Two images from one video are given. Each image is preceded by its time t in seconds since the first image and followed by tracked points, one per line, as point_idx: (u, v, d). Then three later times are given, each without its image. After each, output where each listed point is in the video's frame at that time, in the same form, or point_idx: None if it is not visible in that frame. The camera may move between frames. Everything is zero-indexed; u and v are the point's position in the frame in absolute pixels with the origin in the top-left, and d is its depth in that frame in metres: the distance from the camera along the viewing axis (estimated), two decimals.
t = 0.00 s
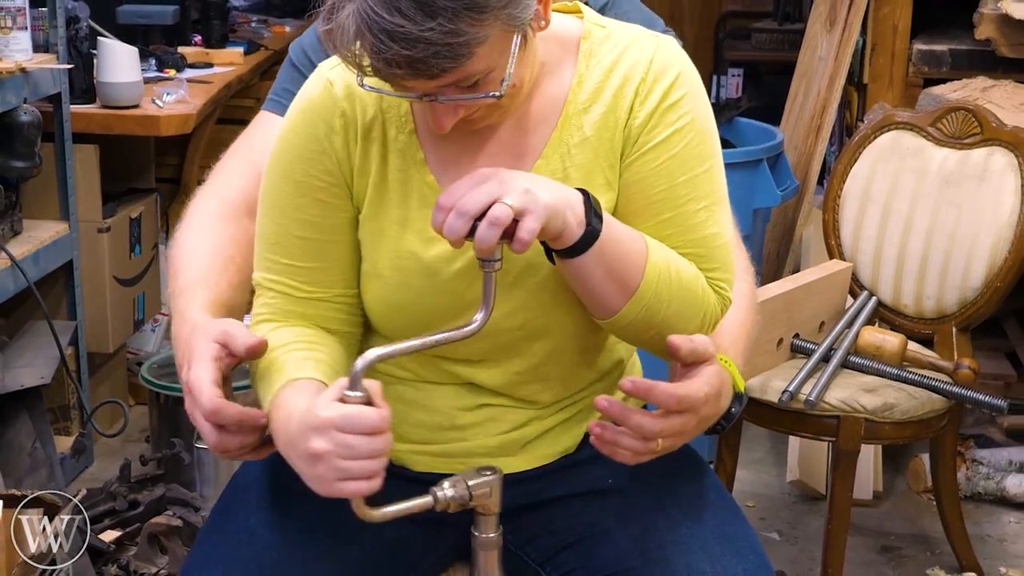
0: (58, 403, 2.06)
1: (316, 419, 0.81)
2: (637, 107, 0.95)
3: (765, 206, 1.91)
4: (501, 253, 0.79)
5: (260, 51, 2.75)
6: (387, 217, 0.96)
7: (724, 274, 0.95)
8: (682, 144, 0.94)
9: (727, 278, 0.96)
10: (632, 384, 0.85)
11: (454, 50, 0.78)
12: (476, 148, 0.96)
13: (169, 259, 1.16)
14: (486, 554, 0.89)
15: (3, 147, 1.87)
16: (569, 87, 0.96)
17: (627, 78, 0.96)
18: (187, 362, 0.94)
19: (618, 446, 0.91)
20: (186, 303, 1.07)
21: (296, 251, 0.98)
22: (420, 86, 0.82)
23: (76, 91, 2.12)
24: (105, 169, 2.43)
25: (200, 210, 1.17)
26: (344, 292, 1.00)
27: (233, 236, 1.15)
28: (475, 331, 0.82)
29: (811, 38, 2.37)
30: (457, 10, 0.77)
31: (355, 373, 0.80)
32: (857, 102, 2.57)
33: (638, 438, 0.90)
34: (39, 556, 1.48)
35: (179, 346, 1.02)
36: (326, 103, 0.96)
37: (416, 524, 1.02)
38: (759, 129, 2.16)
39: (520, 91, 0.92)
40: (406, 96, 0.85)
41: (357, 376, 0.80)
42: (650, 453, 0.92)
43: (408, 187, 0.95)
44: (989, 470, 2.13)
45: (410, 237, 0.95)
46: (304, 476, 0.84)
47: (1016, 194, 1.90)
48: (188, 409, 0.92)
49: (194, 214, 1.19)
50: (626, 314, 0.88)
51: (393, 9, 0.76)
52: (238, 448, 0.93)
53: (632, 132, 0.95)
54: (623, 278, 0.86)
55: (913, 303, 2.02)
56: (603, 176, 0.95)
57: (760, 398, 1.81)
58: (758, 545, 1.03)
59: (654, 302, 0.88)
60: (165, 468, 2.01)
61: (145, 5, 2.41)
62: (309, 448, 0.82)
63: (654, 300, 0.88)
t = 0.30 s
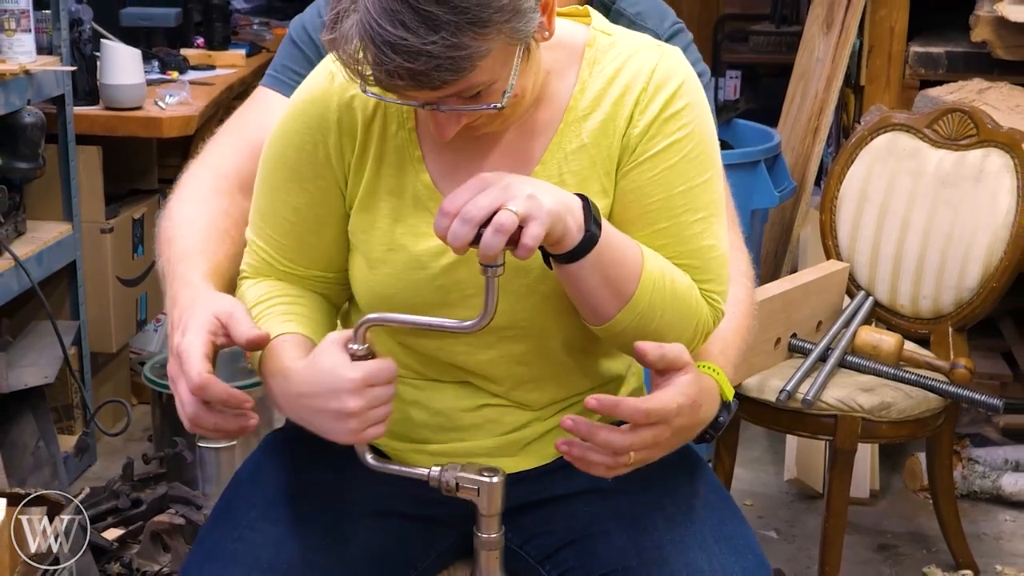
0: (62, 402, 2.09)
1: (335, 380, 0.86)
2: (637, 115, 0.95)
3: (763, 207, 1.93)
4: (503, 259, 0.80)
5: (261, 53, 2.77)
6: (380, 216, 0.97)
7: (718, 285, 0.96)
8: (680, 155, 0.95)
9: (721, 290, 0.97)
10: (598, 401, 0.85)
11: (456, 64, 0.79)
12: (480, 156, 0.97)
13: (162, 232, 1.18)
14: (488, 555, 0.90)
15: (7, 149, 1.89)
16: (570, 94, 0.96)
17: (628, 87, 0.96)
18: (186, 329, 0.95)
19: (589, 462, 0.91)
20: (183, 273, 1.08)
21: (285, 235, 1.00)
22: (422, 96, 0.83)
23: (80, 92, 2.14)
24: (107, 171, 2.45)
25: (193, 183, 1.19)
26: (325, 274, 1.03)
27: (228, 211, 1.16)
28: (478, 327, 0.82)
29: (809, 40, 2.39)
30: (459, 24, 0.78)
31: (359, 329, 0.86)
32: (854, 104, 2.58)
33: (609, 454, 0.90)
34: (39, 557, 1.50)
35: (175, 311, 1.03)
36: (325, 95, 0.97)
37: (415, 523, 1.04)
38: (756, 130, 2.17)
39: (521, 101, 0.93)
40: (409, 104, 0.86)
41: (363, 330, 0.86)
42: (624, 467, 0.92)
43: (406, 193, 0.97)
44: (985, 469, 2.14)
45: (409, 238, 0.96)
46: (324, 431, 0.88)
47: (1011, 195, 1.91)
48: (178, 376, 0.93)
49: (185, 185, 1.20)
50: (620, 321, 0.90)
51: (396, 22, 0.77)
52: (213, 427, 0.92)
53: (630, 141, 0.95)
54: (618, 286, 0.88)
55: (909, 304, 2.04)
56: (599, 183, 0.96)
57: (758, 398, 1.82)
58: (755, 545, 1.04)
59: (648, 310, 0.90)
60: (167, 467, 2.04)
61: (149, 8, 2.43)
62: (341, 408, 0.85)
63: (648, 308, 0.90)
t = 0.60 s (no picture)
0: (65, 401, 2.10)
1: (419, 354, 0.92)
2: (636, 117, 0.97)
3: (761, 208, 1.94)
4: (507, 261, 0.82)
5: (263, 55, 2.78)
6: (383, 216, 0.99)
7: (713, 287, 0.98)
8: (678, 157, 0.96)
9: (716, 291, 0.99)
10: (583, 414, 0.86)
11: (463, 66, 0.81)
12: (482, 157, 0.98)
13: (160, 203, 1.15)
14: (490, 553, 0.91)
15: (11, 150, 1.91)
16: (571, 96, 0.97)
17: (628, 89, 0.97)
18: (219, 294, 0.93)
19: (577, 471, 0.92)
20: (190, 243, 1.06)
21: (289, 239, 1.02)
22: (429, 98, 0.85)
23: (83, 94, 2.16)
24: (110, 172, 2.47)
25: (193, 158, 1.16)
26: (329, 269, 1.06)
27: (228, 187, 1.15)
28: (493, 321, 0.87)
29: (806, 42, 2.41)
30: (467, 28, 0.79)
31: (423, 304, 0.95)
32: (850, 106, 2.60)
33: (598, 464, 0.92)
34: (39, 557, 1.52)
35: (193, 282, 1.00)
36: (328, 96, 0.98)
37: (418, 521, 1.05)
38: (755, 131, 2.18)
39: (526, 103, 0.94)
40: (414, 105, 0.87)
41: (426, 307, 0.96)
42: (613, 475, 0.93)
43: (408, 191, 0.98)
44: (981, 467, 2.16)
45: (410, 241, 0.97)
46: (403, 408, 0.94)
47: (1007, 196, 1.93)
48: (207, 339, 0.91)
49: (182, 160, 1.18)
50: (617, 322, 0.91)
51: (404, 24, 0.78)
52: (228, 397, 0.89)
53: (629, 142, 0.97)
54: (618, 286, 0.89)
55: (905, 304, 2.05)
56: (598, 184, 0.97)
57: (756, 397, 1.84)
58: (754, 543, 1.06)
59: (645, 311, 0.92)
60: (169, 466, 2.05)
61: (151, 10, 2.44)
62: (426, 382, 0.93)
63: (646, 309, 0.91)
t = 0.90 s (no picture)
0: (68, 400, 2.12)
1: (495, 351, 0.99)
2: (633, 113, 0.98)
3: (760, 208, 1.95)
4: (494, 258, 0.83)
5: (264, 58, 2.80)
6: (398, 218, 0.99)
7: (707, 280, 1.00)
8: (674, 152, 0.98)
9: (710, 286, 1.01)
10: (570, 428, 0.88)
11: (474, 61, 0.82)
12: (484, 157, 1.00)
13: (155, 169, 1.04)
14: (486, 549, 0.92)
15: (16, 152, 1.93)
16: (570, 94, 0.99)
17: (625, 86, 0.99)
18: (281, 271, 0.88)
19: (570, 484, 0.94)
20: (204, 221, 0.96)
21: (310, 248, 1.01)
22: (439, 96, 0.86)
23: (87, 96, 2.18)
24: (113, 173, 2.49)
25: (193, 125, 1.07)
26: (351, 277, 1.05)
27: (233, 159, 1.06)
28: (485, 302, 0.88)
29: (804, 44, 2.42)
30: (477, 24, 0.81)
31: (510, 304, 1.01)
32: (847, 107, 2.61)
33: (592, 478, 0.93)
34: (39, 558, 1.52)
35: (224, 263, 0.91)
36: (337, 102, 0.98)
37: (420, 519, 1.07)
38: (752, 133, 2.20)
39: (531, 101, 0.95)
40: (423, 104, 0.88)
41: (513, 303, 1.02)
42: (608, 488, 0.94)
43: (419, 192, 0.99)
44: (977, 466, 2.17)
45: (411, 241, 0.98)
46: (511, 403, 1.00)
47: (1003, 197, 1.94)
48: (273, 310, 0.85)
49: (179, 125, 1.07)
50: (607, 318, 0.93)
51: (416, 21, 0.79)
52: (290, 368, 0.82)
53: (626, 137, 0.98)
54: (608, 282, 0.91)
55: (902, 303, 2.07)
56: (599, 180, 0.98)
57: (754, 396, 1.85)
58: (752, 540, 1.08)
59: (635, 307, 0.93)
60: (172, 464, 2.06)
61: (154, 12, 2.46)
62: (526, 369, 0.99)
63: (636, 305, 0.93)
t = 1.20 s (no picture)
0: (72, 400, 2.13)
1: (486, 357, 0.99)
2: (627, 109, 0.99)
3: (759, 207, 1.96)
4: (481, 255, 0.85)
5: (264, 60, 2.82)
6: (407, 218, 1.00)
7: (700, 274, 1.00)
8: (667, 147, 0.98)
9: (704, 280, 1.00)
10: (570, 441, 0.89)
11: (474, 58, 0.83)
12: (484, 154, 1.01)
13: (167, 149, 1.04)
14: (483, 544, 0.94)
15: (20, 153, 1.94)
16: (567, 92, 1.00)
17: (619, 83, 1.00)
18: (310, 263, 0.89)
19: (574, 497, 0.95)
20: (221, 203, 0.97)
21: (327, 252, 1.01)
22: (439, 93, 0.88)
23: (90, 98, 2.20)
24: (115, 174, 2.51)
25: (204, 110, 1.06)
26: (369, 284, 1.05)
27: (245, 139, 1.06)
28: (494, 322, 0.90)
29: (801, 46, 2.44)
30: (477, 21, 0.82)
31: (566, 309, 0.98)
32: (844, 108, 2.63)
33: (595, 489, 0.95)
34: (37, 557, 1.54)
35: (247, 250, 0.91)
36: (339, 104, 0.99)
37: (421, 516, 1.09)
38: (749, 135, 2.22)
39: (530, 97, 0.96)
40: (424, 102, 0.90)
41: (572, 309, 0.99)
42: (613, 498, 0.96)
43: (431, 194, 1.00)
44: (972, 464, 2.19)
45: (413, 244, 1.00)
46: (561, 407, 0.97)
47: (998, 197, 1.96)
48: (304, 299, 0.85)
49: (189, 109, 1.07)
50: (603, 314, 0.93)
51: (417, 18, 0.81)
52: (321, 354, 0.82)
53: (621, 133, 0.99)
54: (599, 279, 0.91)
55: (899, 304, 2.09)
56: (594, 177, 1.00)
57: (752, 395, 1.87)
58: (752, 537, 1.09)
59: (627, 305, 0.93)
60: (175, 463, 2.08)
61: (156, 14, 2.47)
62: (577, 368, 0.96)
63: (628, 303, 0.93)
